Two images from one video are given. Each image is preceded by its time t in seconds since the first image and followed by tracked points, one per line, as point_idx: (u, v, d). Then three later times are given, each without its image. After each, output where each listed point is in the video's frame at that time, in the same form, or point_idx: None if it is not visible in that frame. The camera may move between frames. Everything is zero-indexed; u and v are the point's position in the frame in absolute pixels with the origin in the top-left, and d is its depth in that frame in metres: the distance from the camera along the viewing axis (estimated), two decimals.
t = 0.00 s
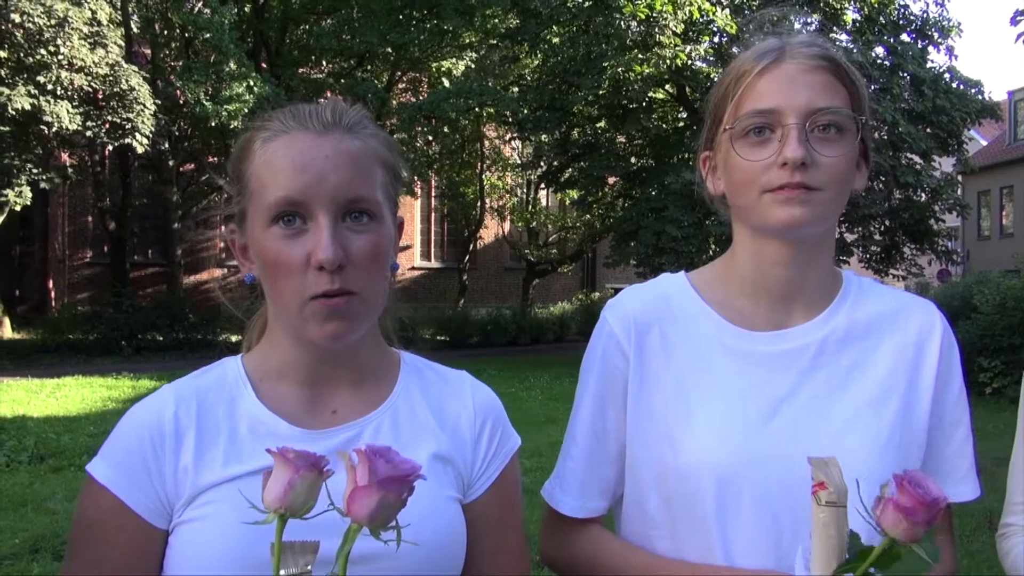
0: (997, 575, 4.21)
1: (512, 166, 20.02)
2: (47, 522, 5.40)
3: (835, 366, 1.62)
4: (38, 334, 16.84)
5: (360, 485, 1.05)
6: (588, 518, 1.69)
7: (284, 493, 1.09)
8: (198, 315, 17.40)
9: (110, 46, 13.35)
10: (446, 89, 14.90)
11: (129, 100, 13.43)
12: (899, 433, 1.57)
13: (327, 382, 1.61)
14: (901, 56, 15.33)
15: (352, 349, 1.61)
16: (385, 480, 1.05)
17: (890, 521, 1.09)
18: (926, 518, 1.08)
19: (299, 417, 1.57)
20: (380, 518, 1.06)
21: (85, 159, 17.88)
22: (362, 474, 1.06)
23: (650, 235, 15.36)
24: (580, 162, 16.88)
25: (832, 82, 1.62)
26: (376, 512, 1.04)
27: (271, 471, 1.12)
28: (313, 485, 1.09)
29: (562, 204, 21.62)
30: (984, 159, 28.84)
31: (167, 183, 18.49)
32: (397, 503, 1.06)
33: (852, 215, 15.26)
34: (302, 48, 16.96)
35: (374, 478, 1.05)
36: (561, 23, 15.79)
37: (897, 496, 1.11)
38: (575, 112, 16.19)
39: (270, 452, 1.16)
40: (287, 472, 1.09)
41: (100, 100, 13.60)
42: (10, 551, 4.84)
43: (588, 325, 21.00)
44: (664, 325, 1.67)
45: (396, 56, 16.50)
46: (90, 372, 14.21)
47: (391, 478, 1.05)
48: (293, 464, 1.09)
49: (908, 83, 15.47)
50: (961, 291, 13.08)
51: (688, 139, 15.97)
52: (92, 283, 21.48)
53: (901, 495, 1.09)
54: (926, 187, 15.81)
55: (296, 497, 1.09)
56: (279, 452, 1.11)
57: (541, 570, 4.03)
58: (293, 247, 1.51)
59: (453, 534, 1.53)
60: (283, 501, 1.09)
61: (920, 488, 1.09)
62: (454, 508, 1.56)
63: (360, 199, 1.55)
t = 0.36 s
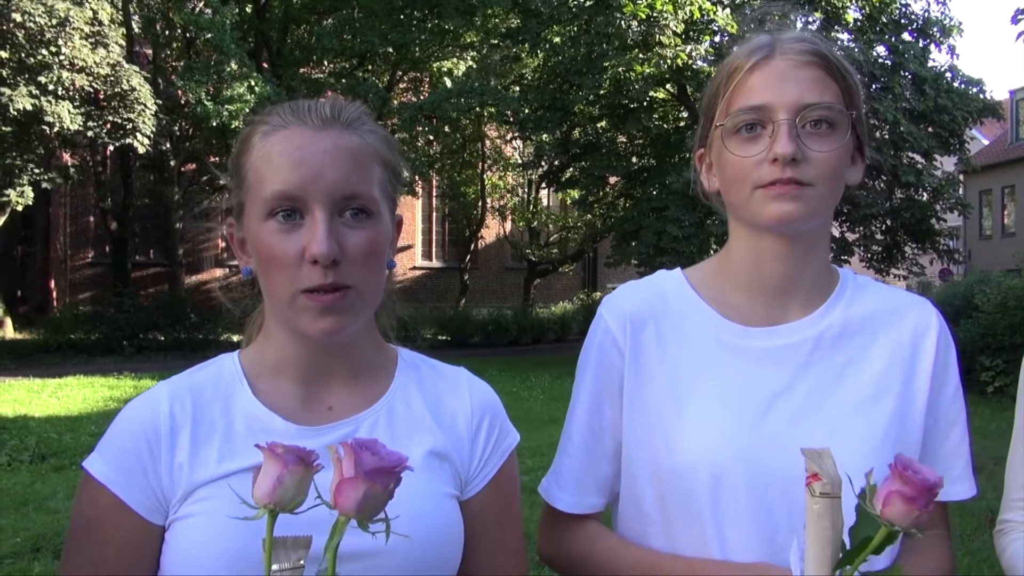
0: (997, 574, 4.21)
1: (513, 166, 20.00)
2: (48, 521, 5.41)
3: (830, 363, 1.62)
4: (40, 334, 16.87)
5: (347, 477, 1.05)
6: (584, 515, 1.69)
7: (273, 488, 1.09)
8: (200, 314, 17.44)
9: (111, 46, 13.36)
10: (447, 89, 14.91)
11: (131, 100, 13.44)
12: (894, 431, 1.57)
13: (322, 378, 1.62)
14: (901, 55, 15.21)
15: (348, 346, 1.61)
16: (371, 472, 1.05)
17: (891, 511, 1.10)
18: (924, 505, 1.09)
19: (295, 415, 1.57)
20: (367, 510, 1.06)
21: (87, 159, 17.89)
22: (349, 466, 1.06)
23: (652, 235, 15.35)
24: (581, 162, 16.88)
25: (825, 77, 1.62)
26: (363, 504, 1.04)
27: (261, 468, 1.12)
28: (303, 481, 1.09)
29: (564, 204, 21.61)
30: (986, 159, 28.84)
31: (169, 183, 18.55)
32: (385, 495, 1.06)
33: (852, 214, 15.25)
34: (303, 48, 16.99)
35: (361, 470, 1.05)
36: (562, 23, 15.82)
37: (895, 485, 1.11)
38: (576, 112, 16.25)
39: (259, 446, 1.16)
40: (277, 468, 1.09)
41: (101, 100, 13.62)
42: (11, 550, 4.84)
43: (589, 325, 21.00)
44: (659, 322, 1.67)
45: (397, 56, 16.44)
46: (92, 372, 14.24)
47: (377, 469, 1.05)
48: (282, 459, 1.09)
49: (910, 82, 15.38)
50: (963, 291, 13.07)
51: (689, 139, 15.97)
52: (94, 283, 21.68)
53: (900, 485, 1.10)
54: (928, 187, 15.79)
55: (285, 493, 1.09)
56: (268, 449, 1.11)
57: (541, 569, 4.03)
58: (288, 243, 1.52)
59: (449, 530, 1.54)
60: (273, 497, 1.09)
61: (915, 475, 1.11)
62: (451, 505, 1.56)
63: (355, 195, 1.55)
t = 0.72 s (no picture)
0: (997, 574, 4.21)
1: (514, 166, 19.98)
2: (48, 520, 5.41)
3: (830, 362, 1.62)
4: (41, 333, 16.88)
5: (329, 471, 1.05)
6: (584, 514, 1.69)
7: (262, 486, 1.09)
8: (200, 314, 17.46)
9: (112, 46, 13.37)
10: (447, 89, 14.92)
11: (132, 100, 13.46)
12: (895, 432, 1.57)
13: (323, 376, 1.61)
14: (902, 55, 15.24)
15: (347, 343, 1.61)
16: (354, 464, 1.05)
17: (889, 509, 1.10)
18: (927, 504, 1.09)
19: (296, 413, 1.58)
20: (349, 505, 1.06)
21: (87, 159, 17.90)
22: (331, 460, 1.06)
23: (653, 235, 15.36)
24: (582, 161, 16.88)
25: (823, 75, 1.62)
26: (345, 497, 1.04)
27: (250, 467, 1.12)
28: (292, 477, 1.09)
29: (564, 204, 21.62)
30: (987, 159, 28.82)
31: (170, 183, 18.57)
32: (368, 489, 1.06)
33: (853, 213, 15.23)
34: (304, 48, 17.00)
35: (343, 464, 1.05)
36: (562, 23, 15.84)
37: (896, 483, 1.11)
38: (577, 111, 16.34)
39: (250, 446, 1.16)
40: (266, 466, 1.09)
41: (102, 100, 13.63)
42: (11, 550, 4.84)
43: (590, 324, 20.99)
44: (659, 320, 1.67)
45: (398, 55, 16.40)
46: (92, 372, 14.25)
47: (360, 462, 1.05)
48: (271, 457, 1.09)
49: (911, 82, 15.42)
50: (963, 291, 13.06)
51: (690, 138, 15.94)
52: (95, 283, 21.63)
53: (901, 483, 1.10)
54: (929, 186, 15.79)
55: (274, 491, 1.09)
56: (257, 447, 1.11)
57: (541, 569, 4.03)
58: (289, 241, 1.51)
59: (450, 530, 1.54)
60: (262, 495, 1.09)
61: (918, 475, 1.10)
62: (453, 504, 1.56)
63: (356, 192, 1.55)
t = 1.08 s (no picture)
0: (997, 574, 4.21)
1: (514, 165, 19.97)
2: (49, 520, 5.41)
3: (835, 362, 1.61)
4: (41, 333, 16.87)
5: (315, 468, 1.05)
6: (588, 515, 1.69)
7: (249, 484, 1.08)
8: (201, 314, 17.45)
9: (113, 46, 13.37)
10: (447, 89, 14.91)
11: (132, 100, 13.47)
12: (902, 432, 1.56)
13: (324, 376, 1.61)
14: (903, 54, 15.22)
15: (349, 343, 1.60)
16: (341, 461, 1.05)
17: (896, 508, 1.09)
18: (936, 504, 1.08)
19: (295, 413, 1.57)
20: (337, 503, 1.05)
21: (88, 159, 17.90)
22: (316, 457, 1.05)
23: (653, 234, 15.37)
24: (582, 161, 16.87)
25: (829, 72, 1.61)
26: (332, 494, 1.04)
27: (238, 465, 1.12)
28: (280, 476, 1.09)
29: (565, 204, 21.61)
30: (987, 158, 28.79)
31: (170, 182, 18.59)
32: (355, 484, 1.06)
33: (853, 212, 15.20)
34: (304, 48, 17.00)
35: (329, 460, 1.05)
36: (563, 22, 15.82)
37: (902, 483, 1.11)
38: (578, 110, 16.33)
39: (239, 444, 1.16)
40: (252, 463, 1.09)
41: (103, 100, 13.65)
42: (11, 550, 4.84)
43: (590, 324, 20.98)
44: (663, 319, 1.66)
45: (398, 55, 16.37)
46: (93, 371, 14.26)
47: (346, 458, 1.05)
48: (258, 455, 1.09)
49: (911, 81, 15.43)
50: (963, 290, 13.04)
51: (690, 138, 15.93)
52: (95, 283, 21.84)
53: (908, 482, 1.10)
54: (930, 185, 15.77)
55: (262, 489, 1.08)
56: (244, 446, 1.11)
57: (541, 570, 4.02)
58: (290, 240, 1.51)
59: (451, 529, 1.53)
60: (249, 493, 1.08)
61: (926, 474, 1.10)
62: (453, 503, 1.55)
63: (358, 192, 1.54)
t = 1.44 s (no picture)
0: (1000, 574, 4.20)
1: (516, 165, 19.96)
2: (50, 519, 5.41)
3: (848, 364, 1.60)
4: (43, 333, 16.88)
5: (316, 468, 1.04)
6: (598, 516, 1.68)
7: (249, 484, 1.07)
8: (202, 313, 17.45)
9: (115, 46, 13.35)
10: (448, 88, 14.91)
11: (134, 99, 13.48)
12: (915, 433, 1.55)
13: (328, 377, 1.60)
14: (905, 53, 15.20)
15: (356, 344, 1.59)
16: (341, 461, 1.03)
17: (914, 510, 1.09)
18: (955, 507, 1.08)
19: (299, 413, 1.56)
20: (338, 503, 1.04)
21: (90, 159, 17.93)
22: (316, 457, 1.04)
23: (655, 234, 15.37)
24: (583, 160, 16.87)
25: (843, 71, 1.60)
26: (334, 494, 1.03)
27: (237, 465, 1.11)
28: (280, 476, 1.08)
29: (566, 203, 21.61)
30: (989, 158, 28.77)
31: (172, 182, 18.62)
32: (356, 483, 1.05)
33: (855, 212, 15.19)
34: (305, 47, 17.01)
35: (329, 459, 1.03)
36: (565, 22, 15.80)
37: (921, 486, 1.10)
38: (579, 110, 16.31)
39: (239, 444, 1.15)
40: (251, 464, 1.07)
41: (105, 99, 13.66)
42: (13, 549, 4.83)
43: (591, 324, 20.98)
44: (674, 319, 1.65)
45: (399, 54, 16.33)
46: (95, 371, 14.27)
47: (346, 458, 1.04)
48: (257, 454, 1.07)
49: (913, 81, 15.44)
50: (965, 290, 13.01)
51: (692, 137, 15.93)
52: (97, 282, 21.96)
53: (928, 484, 1.09)
54: (931, 185, 15.78)
55: (262, 489, 1.07)
56: (242, 446, 1.09)
57: (543, 570, 4.01)
58: (295, 241, 1.50)
59: (455, 528, 1.52)
60: (249, 493, 1.07)
61: (944, 478, 1.09)
62: (457, 503, 1.55)
63: (365, 193, 1.53)
